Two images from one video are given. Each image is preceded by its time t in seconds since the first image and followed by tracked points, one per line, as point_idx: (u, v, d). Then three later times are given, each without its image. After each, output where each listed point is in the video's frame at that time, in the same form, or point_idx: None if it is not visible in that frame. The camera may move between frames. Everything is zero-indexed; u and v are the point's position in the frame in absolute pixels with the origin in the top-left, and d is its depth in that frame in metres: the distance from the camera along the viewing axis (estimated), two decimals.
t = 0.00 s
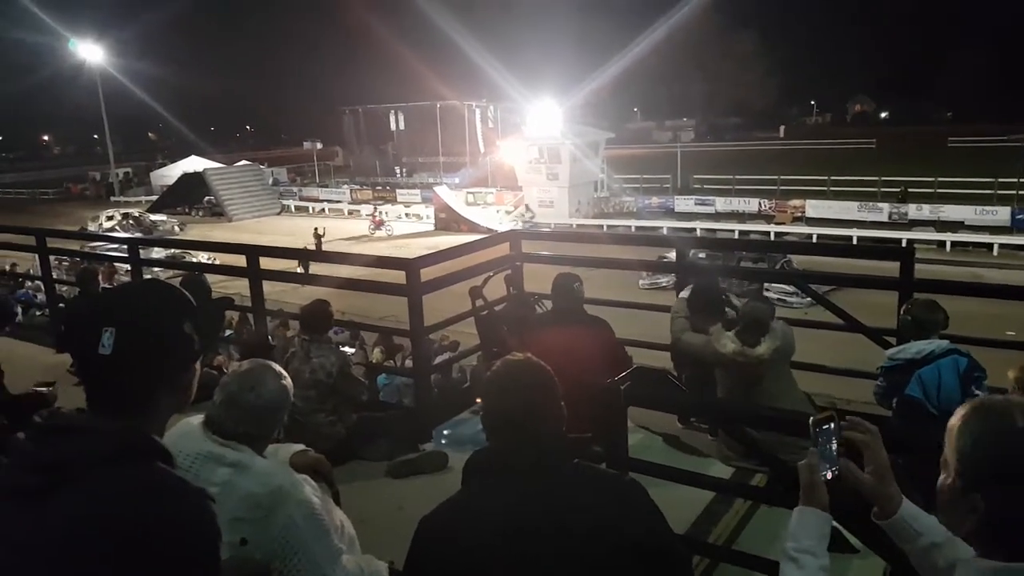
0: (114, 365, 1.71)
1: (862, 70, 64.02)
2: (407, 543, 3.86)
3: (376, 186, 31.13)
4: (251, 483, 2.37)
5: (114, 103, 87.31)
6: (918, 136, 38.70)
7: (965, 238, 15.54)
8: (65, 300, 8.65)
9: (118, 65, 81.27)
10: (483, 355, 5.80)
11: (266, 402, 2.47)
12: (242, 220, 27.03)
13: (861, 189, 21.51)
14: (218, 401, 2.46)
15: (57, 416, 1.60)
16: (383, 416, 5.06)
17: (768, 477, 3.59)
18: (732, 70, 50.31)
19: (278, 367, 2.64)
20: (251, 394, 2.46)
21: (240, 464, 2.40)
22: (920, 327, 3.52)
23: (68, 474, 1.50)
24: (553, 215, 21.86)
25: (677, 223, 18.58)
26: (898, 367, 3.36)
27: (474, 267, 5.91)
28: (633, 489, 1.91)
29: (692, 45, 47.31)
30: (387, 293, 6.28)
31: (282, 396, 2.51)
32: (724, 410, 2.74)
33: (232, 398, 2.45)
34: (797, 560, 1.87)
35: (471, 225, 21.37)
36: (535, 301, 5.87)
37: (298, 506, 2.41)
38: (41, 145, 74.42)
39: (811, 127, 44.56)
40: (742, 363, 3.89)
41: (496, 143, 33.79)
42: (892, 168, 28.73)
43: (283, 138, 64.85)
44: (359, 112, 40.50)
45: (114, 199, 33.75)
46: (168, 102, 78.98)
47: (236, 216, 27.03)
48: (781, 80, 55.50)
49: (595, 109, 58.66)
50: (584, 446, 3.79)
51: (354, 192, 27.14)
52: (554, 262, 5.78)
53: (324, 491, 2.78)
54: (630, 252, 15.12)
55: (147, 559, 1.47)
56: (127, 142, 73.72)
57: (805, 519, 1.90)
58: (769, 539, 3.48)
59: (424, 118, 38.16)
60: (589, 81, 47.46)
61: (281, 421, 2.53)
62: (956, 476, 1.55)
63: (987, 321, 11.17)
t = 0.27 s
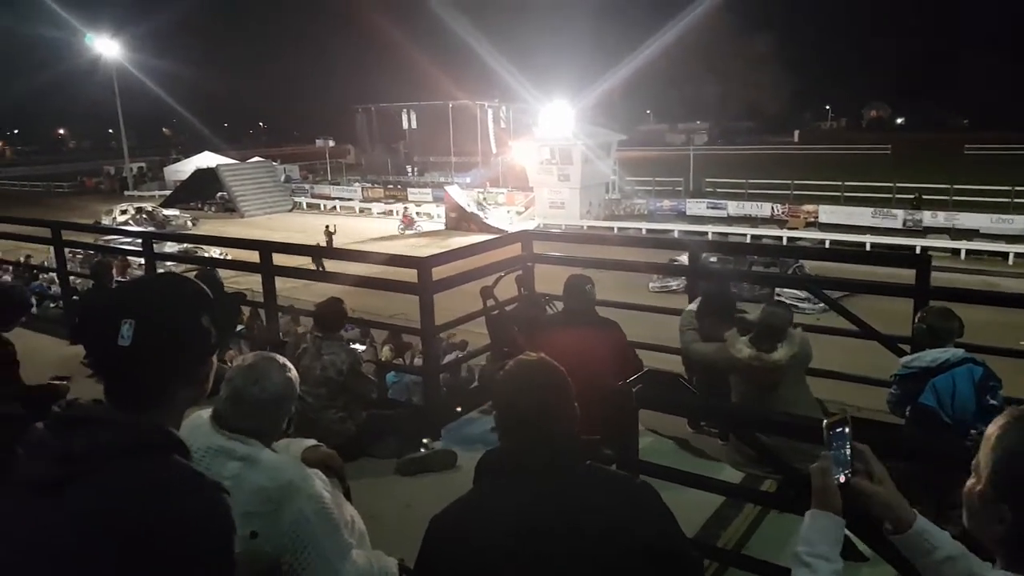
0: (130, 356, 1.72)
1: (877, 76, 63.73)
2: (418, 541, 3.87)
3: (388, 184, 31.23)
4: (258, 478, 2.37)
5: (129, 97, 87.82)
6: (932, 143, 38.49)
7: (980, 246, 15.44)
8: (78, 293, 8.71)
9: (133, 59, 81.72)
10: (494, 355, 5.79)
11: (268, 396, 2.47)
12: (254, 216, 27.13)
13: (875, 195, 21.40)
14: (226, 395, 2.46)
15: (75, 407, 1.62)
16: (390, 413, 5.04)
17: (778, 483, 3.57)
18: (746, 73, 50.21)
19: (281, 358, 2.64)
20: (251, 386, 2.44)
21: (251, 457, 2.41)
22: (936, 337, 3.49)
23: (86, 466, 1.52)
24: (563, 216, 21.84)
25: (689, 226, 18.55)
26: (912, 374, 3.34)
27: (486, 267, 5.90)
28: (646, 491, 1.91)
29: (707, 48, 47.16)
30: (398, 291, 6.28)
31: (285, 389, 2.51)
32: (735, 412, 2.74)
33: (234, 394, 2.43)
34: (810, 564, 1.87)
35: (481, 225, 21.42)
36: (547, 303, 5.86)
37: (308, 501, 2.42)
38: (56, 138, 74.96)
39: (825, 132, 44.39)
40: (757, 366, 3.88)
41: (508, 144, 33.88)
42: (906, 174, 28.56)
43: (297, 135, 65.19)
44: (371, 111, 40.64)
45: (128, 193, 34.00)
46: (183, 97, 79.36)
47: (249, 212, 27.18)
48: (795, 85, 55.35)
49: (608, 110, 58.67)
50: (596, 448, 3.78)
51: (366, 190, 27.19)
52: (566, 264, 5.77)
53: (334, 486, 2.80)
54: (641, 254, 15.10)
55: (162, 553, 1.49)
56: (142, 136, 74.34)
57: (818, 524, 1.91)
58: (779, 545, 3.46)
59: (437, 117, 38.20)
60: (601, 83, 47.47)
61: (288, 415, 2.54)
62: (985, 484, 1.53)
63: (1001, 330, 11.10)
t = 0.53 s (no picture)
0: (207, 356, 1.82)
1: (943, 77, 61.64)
2: (481, 544, 3.88)
3: (439, 185, 31.43)
4: (321, 474, 2.34)
5: (191, 99, 90.42)
6: (1001, 146, 37.05)
7: None
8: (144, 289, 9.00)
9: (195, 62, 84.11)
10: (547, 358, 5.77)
11: (330, 395, 2.43)
12: (309, 215, 27.64)
13: (940, 200, 20.71)
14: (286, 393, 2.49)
15: (154, 402, 1.69)
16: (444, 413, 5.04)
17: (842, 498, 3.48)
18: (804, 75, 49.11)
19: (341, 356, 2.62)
20: (307, 383, 2.41)
21: (312, 455, 2.38)
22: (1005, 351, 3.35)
23: (163, 460, 1.58)
24: (615, 219, 21.68)
25: (744, 230, 18.24)
26: (984, 390, 3.23)
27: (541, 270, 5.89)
28: (705, 502, 1.91)
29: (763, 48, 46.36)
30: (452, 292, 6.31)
31: (345, 387, 2.48)
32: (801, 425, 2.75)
33: (293, 392, 2.41)
34: None
35: (532, 227, 21.41)
36: (601, 307, 5.81)
37: (367, 500, 2.39)
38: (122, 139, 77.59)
39: (886, 135, 43.13)
40: (823, 377, 3.85)
41: (560, 146, 33.78)
42: (973, 179, 27.56)
43: (351, 136, 66.13)
44: (424, 112, 40.95)
45: (189, 192, 34.92)
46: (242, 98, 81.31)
47: (304, 212, 27.68)
48: (856, 86, 53.94)
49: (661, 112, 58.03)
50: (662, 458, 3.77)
51: (418, 190, 27.44)
52: (621, 268, 5.72)
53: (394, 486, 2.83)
54: (694, 259, 14.91)
55: (234, 545, 1.54)
56: (202, 137, 76.32)
57: (898, 541, 2.12)
58: (845, 562, 3.38)
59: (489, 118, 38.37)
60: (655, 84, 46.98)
61: (346, 411, 2.51)
62: None
63: None
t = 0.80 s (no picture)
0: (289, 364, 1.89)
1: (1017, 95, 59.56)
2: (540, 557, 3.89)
3: (494, 196, 31.63)
4: (378, 484, 2.29)
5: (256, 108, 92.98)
6: None
7: None
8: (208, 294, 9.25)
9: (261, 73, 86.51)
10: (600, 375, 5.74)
11: (382, 407, 2.35)
12: (365, 224, 28.07)
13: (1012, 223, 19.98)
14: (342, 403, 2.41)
15: (235, 409, 1.75)
16: (496, 426, 5.05)
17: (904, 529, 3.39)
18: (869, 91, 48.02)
19: (395, 366, 2.53)
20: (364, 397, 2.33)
21: (370, 464, 2.32)
22: None
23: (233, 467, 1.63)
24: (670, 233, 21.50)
25: (803, 249, 17.90)
26: None
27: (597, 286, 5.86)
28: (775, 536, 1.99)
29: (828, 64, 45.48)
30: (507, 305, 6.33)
31: (401, 399, 2.41)
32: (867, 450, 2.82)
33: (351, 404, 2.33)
34: None
35: (586, 240, 21.38)
36: (657, 325, 5.75)
37: (423, 513, 2.31)
38: (190, 146, 80.21)
39: (955, 154, 41.85)
40: (885, 403, 3.74)
41: (616, 159, 33.70)
42: None
43: (408, 146, 67.09)
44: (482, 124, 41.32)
45: (251, 199, 35.85)
46: (304, 108, 83.25)
47: (361, 220, 28.16)
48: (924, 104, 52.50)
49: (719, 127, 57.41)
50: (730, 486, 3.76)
51: (473, 202, 27.63)
52: (679, 286, 5.65)
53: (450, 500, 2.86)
54: (751, 277, 14.68)
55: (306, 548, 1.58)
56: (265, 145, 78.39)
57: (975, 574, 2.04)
58: None
59: (545, 131, 38.47)
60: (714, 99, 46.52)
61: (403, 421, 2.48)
62: None
63: None
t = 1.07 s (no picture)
0: (320, 377, 1.85)
1: None
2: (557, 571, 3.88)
3: (515, 209, 31.70)
4: (398, 494, 2.33)
5: (281, 119, 94.03)
6: None
7: None
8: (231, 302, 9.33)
9: (286, 85, 87.51)
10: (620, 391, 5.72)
11: (406, 414, 2.57)
12: (387, 235, 28.24)
13: None
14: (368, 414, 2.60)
15: (260, 417, 1.77)
16: (514, 440, 5.04)
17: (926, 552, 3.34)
18: (894, 108, 47.64)
19: (419, 379, 2.78)
20: (392, 406, 2.56)
21: (392, 475, 2.40)
22: None
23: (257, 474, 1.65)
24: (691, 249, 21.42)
25: (825, 266, 17.76)
26: None
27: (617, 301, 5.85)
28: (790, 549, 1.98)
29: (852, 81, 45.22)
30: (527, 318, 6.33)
31: (425, 409, 2.64)
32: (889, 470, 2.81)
33: (380, 414, 2.54)
34: None
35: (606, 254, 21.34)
36: (677, 341, 5.73)
37: (442, 522, 2.32)
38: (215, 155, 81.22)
39: (982, 173, 41.35)
40: (907, 423, 3.68)
41: (637, 174, 33.66)
42: None
43: (430, 158, 67.45)
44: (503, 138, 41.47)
45: (274, 209, 36.17)
46: (328, 119, 84.03)
47: (382, 231, 28.32)
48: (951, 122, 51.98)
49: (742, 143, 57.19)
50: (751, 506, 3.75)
51: (493, 214, 27.71)
52: (701, 301, 5.63)
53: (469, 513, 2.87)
54: (772, 294, 14.59)
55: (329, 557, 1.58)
56: (288, 156, 79.14)
57: None
58: None
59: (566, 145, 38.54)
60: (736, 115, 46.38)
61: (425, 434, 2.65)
62: None
63: None
